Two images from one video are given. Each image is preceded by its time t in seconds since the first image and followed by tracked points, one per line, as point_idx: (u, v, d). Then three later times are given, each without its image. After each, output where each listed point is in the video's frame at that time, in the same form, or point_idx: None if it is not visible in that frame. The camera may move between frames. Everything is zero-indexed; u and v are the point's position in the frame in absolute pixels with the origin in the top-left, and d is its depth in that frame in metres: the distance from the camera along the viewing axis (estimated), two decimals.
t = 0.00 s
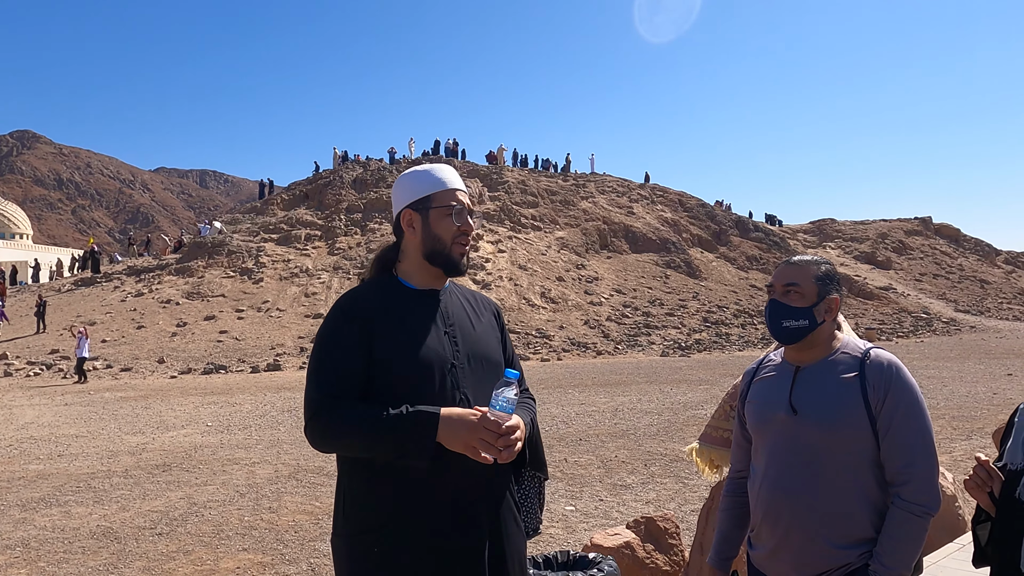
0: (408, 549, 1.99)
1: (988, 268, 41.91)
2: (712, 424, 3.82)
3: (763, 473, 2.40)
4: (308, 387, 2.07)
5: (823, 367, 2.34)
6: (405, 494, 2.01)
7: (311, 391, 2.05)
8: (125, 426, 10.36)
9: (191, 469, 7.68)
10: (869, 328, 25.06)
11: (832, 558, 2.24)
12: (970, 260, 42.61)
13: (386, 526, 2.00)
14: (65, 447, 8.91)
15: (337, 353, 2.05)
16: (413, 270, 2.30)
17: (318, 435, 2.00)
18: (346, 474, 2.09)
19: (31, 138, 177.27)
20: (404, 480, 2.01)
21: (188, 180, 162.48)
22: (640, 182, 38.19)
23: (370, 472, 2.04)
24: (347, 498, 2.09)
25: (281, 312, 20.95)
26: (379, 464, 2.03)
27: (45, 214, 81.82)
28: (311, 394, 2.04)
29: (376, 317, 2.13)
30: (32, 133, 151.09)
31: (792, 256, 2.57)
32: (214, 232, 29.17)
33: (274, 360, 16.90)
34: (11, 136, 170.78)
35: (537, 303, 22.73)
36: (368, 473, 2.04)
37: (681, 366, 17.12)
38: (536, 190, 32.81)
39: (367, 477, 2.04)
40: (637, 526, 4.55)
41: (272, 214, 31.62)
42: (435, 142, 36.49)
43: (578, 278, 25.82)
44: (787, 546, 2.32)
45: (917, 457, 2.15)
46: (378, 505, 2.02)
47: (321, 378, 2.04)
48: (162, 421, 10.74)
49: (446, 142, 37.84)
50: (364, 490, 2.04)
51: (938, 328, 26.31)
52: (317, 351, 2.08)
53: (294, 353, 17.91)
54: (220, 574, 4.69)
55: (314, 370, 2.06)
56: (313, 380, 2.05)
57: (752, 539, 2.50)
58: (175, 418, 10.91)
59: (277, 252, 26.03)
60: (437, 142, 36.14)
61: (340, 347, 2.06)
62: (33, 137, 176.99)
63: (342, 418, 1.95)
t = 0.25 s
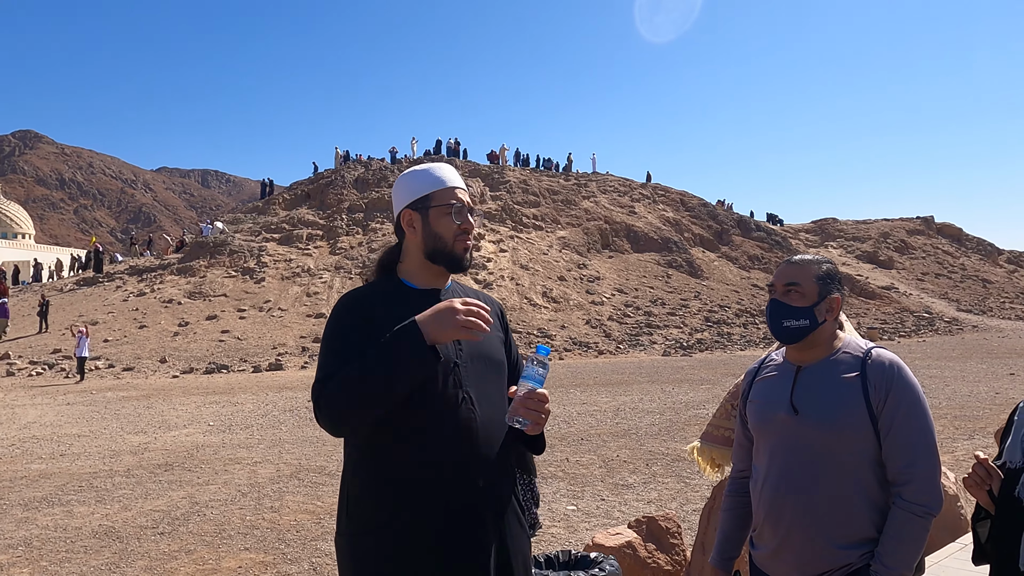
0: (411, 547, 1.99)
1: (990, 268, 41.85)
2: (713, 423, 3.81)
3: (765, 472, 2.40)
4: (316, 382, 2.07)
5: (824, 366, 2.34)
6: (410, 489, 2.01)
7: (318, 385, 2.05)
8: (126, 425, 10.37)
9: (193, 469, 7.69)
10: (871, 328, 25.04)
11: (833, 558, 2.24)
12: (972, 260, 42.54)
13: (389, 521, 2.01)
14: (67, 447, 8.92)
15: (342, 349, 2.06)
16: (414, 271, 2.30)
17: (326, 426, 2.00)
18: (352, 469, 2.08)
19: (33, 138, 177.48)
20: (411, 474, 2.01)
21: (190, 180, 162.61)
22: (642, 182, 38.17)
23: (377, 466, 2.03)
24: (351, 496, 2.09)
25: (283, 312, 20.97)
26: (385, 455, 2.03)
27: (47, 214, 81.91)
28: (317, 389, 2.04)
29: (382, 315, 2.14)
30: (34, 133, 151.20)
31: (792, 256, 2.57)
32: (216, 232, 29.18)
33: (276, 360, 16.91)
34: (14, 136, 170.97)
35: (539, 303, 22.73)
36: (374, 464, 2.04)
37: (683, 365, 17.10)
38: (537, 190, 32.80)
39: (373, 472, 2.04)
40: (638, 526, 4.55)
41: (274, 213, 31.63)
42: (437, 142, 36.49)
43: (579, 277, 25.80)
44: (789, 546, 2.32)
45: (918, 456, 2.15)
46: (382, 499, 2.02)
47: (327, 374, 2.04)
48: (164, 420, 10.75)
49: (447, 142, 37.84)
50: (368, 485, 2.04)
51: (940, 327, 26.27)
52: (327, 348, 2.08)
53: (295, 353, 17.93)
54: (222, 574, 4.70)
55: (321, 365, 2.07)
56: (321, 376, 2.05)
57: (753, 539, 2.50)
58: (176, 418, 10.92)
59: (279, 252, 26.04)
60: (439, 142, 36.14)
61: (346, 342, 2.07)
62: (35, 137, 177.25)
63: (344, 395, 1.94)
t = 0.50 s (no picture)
0: (415, 546, 1.99)
1: (994, 267, 41.74)
2: (716, 422, 3.81)
3: (769, 472, 2.39)
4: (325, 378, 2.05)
5: (827, 367, 2.33)
6: (416, 487, 2.01)
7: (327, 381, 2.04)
8: (129, 425, 10.39)
9: (196, 468, 7.70)
10: (874, 328, 25.00)
11: (836, 560, 2.24)
12: (976, 259, 42.44)
13: (393, 519, 2.01)
14: (70, 446, 8.94)
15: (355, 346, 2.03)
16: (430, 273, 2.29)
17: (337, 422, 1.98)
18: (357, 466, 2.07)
19: (37, 138, 178.01)
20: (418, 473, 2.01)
21: (193, 180, 162.93)
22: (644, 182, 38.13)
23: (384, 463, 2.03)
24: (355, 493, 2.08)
25: (285, 312, 21.00)
26: (390, 451, 2.02)
27: (50, 214, 82.11)
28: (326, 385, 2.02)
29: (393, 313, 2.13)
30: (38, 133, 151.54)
31: (796, 255, 2.57)
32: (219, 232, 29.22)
33: (279, 360, 16.93)
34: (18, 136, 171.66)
35: (541, 303, 22.73)
36: (378, 459, 2.03)
37: (685, 366, 17.09)
38: (540, 190, 32.80)
39: (380, 470, 2.03)
40: (641, 525, 4.54)
41: (277, 213, 31.67)
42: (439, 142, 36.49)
43: (582, 277, 25.78)
44: (792, 547, 2.31)
45: (922, 457, 2.14)
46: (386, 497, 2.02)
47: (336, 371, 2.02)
48: (167, 420, 10.76)
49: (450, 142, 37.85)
50: (373, 482, 2.03)
51: (944, 327, 26.22)
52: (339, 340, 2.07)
53: (298, 353, 17.96)
54: (225, 573, 4.70)
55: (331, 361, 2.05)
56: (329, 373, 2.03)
57: (756, 540, 2.49)
58: (179, 417, 10.94)
59: (282, 252, 26.08)
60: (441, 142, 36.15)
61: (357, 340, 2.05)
62: (39, 137, 178.08)
63: (350, 387, 1.93)
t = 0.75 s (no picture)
0: (417, 548, 2.00)
1: (997, 268, 41.68)
2: (718, 422, 3.81)
3: (771, 473, 2.39)
4: (336, 380, 2.03)
5: (830, 368, 2.33)
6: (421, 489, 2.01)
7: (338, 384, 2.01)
8: (131, 426, 10.40)
9: (197, 469, 7.70)
10: (876, 328, 24.98)
11: (838, 560, 2.23)
12: (978, 260, 42.38)
13: (397, 522, 2.00)
14: (72, 447, 8.95)
15: (369, 350, 2.01)
16: (438, 273, 2.29)
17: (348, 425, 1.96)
18: (361, 467, 2.07)
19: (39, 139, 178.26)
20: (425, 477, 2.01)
21: (195, 181, 163.08)
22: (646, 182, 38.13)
23: (390, 466, 2.02)
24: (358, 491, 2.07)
25: (287, 312, 21.02)
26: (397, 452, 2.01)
27: (52, 215, 82.27)
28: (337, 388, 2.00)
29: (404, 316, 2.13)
30: (40, 134, 151.79)
31: (798, 256, 2.57)
32: (221, 233, 29.26)
33: (281, 361, 16.95)
34: (21, 137, 171.94)
35: (543, 303, 22.73)
36: (383, 459, 2.03)
37: (687, 366, 17.09)
38: (542, 190, 32.80)
39: (386, 471, 2.03)
40: (643, 527, 4.53)
41: (279, 214, 31.69)
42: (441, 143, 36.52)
43: (583, 278, 25.79)
44: (794, 547, 2.31)
45: (924, 459, 2.14)
46: (391, 499, 2.02)
47: (349, 375, 2.00)
48: (169, 421, 10.77)
49: (452, 143, 37.86)
50: (375, 483, 2.03)
51: (946, 328, 26.19)
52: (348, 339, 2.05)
53: (300, 353, 17.98)
54: (226, 574, 4.70)
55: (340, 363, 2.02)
56: (341, 377, 2.01)
57: (756, 540, 2.49)
58: (181, 418, 10.95)
59: (283, 253, 26.10)
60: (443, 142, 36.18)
61: (370, 344, 2.03)
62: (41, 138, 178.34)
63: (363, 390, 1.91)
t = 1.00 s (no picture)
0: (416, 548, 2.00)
1: (995, 270, 41.74)
2: (716, 424, 3.81)
3: (770, 475, 2.39)
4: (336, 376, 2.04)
5: (829, 368, 2.33)
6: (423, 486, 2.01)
7: (339, 381, 2.01)
8: (131, 426, 10.41)
9: (197, 469, 7.71)
10: (875, 329, 25.02)
11: (838, 560, 2.23)
12: (977, 261, 42.47)
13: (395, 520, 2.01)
14: (72, 447, 8.95)
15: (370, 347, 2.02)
16: (438, 272, 2.31)
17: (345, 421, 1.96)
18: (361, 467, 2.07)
19: (38, 139, 178.14)
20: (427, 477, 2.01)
21: (194, 181, 163.03)
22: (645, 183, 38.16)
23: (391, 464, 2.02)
24: (360, 492, 2.07)
25: (286, 313, 21.02)
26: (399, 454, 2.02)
27: (52, 215, 82.35)
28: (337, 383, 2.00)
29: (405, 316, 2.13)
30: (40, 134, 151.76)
31: (798, 256, 2.57)
32: (220, 233, 29.27)
33: (280, 361, 16.96)
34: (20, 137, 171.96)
35: (542, 304, 22.74)
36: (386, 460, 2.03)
37: (685, 367, 17.11)
38: (541, 191, 32.82)
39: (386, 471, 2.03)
40: (641, 527, 4.54)
41: (278, 215, 31.70)
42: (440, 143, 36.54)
43: (583, 279, 25.82)
44: (793, 548, 2.32)
45: (924, 460, 2.14)
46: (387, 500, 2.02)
47: (349, 374, 2.00)
48: (168, 421, 10.78)
49: (451, 143, 37.88)
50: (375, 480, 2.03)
51: (944, 329, 26.23)
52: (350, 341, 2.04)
53: (299, 354, 17.99)
54: (225, 575, 4.70)
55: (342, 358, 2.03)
56: (343, 377, 2.01)
57: (756, 540, 2.49)
58: (180, 418, 10.95)
59: (283, 253, 26.11)
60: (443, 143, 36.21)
61: (373, 344, 2.02)
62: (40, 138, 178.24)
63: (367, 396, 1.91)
